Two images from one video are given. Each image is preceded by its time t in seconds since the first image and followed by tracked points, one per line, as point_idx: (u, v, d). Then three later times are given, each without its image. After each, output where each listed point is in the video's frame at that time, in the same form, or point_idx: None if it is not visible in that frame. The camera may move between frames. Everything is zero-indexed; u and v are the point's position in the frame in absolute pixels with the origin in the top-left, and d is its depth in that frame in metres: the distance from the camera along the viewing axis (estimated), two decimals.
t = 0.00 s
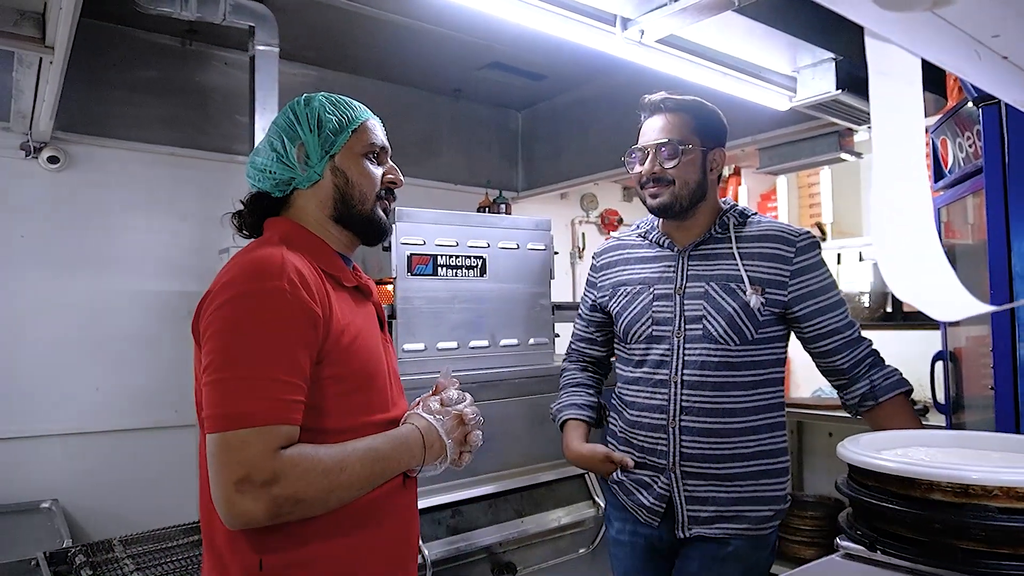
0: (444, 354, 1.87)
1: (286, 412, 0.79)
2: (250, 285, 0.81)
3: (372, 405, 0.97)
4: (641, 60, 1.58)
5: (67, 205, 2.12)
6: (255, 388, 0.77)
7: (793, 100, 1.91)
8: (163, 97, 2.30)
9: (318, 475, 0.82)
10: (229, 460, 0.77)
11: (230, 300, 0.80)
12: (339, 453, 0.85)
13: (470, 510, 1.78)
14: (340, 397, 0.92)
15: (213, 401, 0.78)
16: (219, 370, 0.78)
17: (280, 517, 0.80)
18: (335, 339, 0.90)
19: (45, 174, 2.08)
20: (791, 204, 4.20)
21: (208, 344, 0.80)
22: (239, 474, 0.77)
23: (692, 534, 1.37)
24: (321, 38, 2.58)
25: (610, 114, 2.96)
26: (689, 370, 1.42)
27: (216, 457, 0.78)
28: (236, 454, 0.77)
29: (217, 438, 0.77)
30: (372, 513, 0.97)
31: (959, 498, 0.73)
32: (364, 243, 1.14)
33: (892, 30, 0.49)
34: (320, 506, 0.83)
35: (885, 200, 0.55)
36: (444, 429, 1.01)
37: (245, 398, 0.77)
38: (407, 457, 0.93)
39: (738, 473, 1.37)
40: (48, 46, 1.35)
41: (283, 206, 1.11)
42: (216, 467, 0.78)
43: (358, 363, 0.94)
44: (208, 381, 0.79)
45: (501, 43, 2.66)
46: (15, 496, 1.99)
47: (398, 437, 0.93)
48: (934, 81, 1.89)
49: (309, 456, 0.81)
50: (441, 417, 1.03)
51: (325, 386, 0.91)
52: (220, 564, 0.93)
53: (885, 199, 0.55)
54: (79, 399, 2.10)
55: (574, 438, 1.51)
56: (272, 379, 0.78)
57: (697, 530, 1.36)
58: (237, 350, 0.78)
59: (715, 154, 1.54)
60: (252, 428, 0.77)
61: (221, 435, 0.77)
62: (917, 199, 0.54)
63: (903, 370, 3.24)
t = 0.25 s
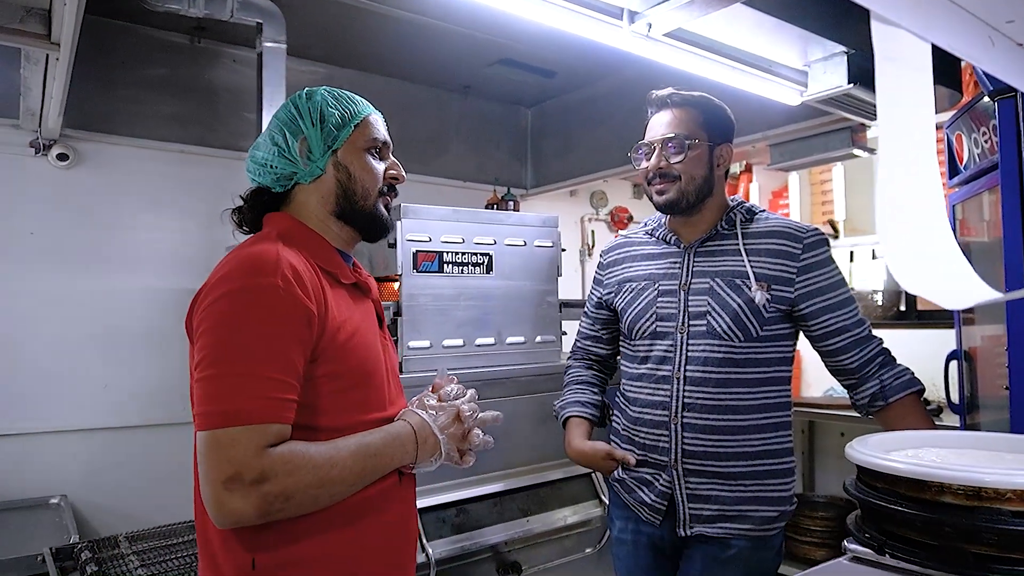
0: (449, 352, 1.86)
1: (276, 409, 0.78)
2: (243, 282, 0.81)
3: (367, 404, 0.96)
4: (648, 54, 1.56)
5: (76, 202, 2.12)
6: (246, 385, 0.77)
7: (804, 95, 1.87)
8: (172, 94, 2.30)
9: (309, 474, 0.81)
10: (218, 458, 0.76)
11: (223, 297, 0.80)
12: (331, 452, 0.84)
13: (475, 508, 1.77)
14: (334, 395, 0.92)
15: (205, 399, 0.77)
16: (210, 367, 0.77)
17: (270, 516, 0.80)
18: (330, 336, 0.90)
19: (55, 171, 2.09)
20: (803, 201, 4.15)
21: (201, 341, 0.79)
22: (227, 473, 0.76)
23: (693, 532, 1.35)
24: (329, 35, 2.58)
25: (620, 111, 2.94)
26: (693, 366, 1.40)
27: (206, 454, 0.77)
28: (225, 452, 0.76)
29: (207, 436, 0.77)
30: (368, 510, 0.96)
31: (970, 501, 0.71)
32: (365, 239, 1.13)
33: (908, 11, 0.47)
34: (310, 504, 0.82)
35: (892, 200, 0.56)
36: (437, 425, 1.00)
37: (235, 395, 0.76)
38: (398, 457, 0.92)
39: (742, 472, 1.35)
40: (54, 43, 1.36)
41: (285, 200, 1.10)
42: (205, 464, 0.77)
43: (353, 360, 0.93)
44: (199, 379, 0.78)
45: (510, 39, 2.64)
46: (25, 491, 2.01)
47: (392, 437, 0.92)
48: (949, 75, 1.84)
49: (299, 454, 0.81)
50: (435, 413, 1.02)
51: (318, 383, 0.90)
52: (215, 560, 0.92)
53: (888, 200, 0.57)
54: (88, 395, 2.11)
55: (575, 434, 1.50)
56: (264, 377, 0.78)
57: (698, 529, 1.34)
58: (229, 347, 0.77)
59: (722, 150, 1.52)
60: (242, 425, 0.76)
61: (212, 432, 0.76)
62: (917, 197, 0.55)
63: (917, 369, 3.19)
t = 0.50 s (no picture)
0: (451, 350, 1.86)
1: (267, 410, 0.78)
2: (237, 281, 0.80)
3: (361, 403, 0.96)
4: (650, 48, 1.55)
5: (79, 202, 2.13)
6: (237, 386, 0.76)
7: (808, 89, 1.86)
8: (175, 93, 2.30)
9: (299, 475, 0.81)
10: (207, 457, 0.76)
11: (216, 296, 0.79)
12: (323, 453, 0.84)
13: (477, 507, 1.77)
14: (328, 394, 0.91)
15: (195, 398, 0.77)
16: (201, 366, 0.77)
17: (258, 516, 0.79)
18: (323, 336, 0.89)
19: (58, 170, 2.10)
20: (810, 198, 4.13)
21: (193, 339, 0.79)
22: (217, 473, 0.76)
23: (698, 531, 1.34)
24: (332, 33, 2.58)
25: (624, 108, 2.93)
26: (696, 363, 1.39)
27: (195, 453, 0.77)
28: (214, 452, 0.76)
29: (197, 435, 0.77)
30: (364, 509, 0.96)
31: (974, 501, 0.69)
32: (362, 236, 1.13)
33: None
34: (300, 505, 0.82)
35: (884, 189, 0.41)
36: (429, 423, 0.98)
37: (226, 395, 0.76)
38: (391, 458, 0.92)
39: (746, 470, 1.34)
40: (54, 42, 1.36)
41: (284, 196, 1.09)
42: (194, 463, 0.77)
43: (347, 360, 0.93)
44: (190, 377, 0.78)
45: (513, 36, 2.63)
46: (30, 490, 2.02)
47: (386, 437, 0.92)
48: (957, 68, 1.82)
49: (290, 454, 0.80)
50: (429, 412, 1.00)
51: (311, 383, 0.90)
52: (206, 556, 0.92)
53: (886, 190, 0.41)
54: (92, 394, 2.12)
55: (578, 433, 1.49)
56: (255, 378, 0.77)
57: (703, 527, 1.33)
58: (221, 347, 0.77)
59: (724, 146, 1.51)
60: (232, 426, 0.76)
61: (202, 431, 0.76)
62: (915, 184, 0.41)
63: (924, 366, 3.17)
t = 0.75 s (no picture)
0: (454, 348, 1.85)
1: (265, 413, 0.78)
2: (233, 282, 0.80)
3: (359, 404, 0.95)
4: (653, 44, 1.54)
5: (84, 202, 2.13)
6: (233, 388, 0.76)
7: (813, 84, 1.84)
8: (180, 93, 2.31)
9: (296, 477, 0.80)
10: (203, 460, 0.75)
11: (212, 297, 0.79)
12: (320, 455, 0.84)
13: (481, 506, 1.76)
14: (325, 395, 0.91)
15: (192, 400, 0.76)
16: (197, 369, 0.76)
17: (255, 519, 0.79)
18: (320, 337, 0.89)
19: (63, 171, 2.10)
20: (817, 194, 4.09)
21: (188, 341, 0.78)
22: (214, 476, 0.75)
23: (706, 531, 1.33)
24: (335, 32, 2.57)
25: (628, 104, 2.91)
26: (703, 360, 1.38)
27: (191, 455, 0.76)
28: (211, 456, 0.75)
29: (193, 438, 0.76)
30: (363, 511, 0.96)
31: (982, 500, 0.68)
32: (358, 235, 1.12)
33: None
34: (298, 508, 0.82)
35: (883, 184, 0.40)
36: (427, 425, 0.98)
37: (223, 398, 0.76)
38: (389, 460, 0.92)
39: (756, 468, 1.32)
40: (56, 42, 1.36)
41: (282, 194, 1.07)
42: (190, 466, 0.77)
43: (344, 362, 0.93)
44: (186, 379, 0.77)
45: (517, 34, 2.62)
46: (37, 489, 2.03)
47: (383, 439, 0.92)
48: (965, 61, 1.80)
49: (287, 457, 0.80)
50: (428, 413, 1.00)
51: (308, 384, 0.89)
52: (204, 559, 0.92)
53: (883, 185, 0.40)
54: (97, 393, 2.12)
55: (583, 432, 1.48)
56: (252, 380, 0.77)
57: (712, 527, 1.32)
58: (218, 349, 0.77)
59: (727, 143, 1.49)
60: (229, 428, 0.75)
61: (198, 434, 0.76)
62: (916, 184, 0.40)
63: (933, 363, 3.14)
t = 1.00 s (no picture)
0: (457, 346, 1.84)
1: (262, 413, 0.77)
2: (231, 282, 0.79)
3: (357, 404, 0.95)
4: (656, 40, 1.53)
5: (87, 202, 2.14)
6: (230, 389, 0.76)
7: (817, 79, 1.82)
8: (183, 92, 2.31)
9: (294, 478, 0.80)
10: (200, 461, 0.75)
11: (209, 296, 0.78)
12: (318, 456, 0.84)
13: (483, 505, 1.76)
14: (323, 395, 0.91)
15: (188, 401, 0.76)
16: (194, 369, 0.76)
17: (253, 521, 0.79)
18: (318, 337, 0.89)
19: (66, 170, 2.11)
20: (822, 190, 4.07)
21: (185, 341, 0.78)
22: (211, 477, 0.75)
23: (708, 529, 1.32)
24: (337, 30, 2.57)
25: (632, 101, 2.89)
26: (705, 358, 1.37)
27: (188, 456, 0.76)
28: (208, 457, 0.75)
29: (189, 438, 0.76)
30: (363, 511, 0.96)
31: (986, 499, 0.67)
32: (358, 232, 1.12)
33: None
34: (296, 509, 0.81)
35: (882, 183, 0.41)
36: (427, 426, 0.98)
37: (220, 398, 0.75)
38: (389, 461, 0.91)
39: (758, 467, 1.31)
40: (56, 40, 1.36)
41: (282, 190, 1.07)
42: (187, 467, 0.76)
43: (343, 362, 0.92)
44: (183, 380, 0.77)
45: (519, 30, 2.61)
46: (42, 487, 2.04)
47: (382, 440, 0.91)
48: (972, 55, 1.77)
49: (285, 457, 0.80)
50: (430, 414, 1.00)
51: (306, 384, 0.89)
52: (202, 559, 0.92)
53: (882, 184, 0.41)
54: (101, 392, 2.13)
55: (585, 430, 1.47)
56: (249, 381, 0.77)
57: (713, 525, 1.32)
58: (215, 348, 0.76)
59: (731, 139, 1.48)
60: (226, 429, 0.75)
61: (195, 434, 0.75)
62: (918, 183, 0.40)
63: (940, 361, 3.11)
